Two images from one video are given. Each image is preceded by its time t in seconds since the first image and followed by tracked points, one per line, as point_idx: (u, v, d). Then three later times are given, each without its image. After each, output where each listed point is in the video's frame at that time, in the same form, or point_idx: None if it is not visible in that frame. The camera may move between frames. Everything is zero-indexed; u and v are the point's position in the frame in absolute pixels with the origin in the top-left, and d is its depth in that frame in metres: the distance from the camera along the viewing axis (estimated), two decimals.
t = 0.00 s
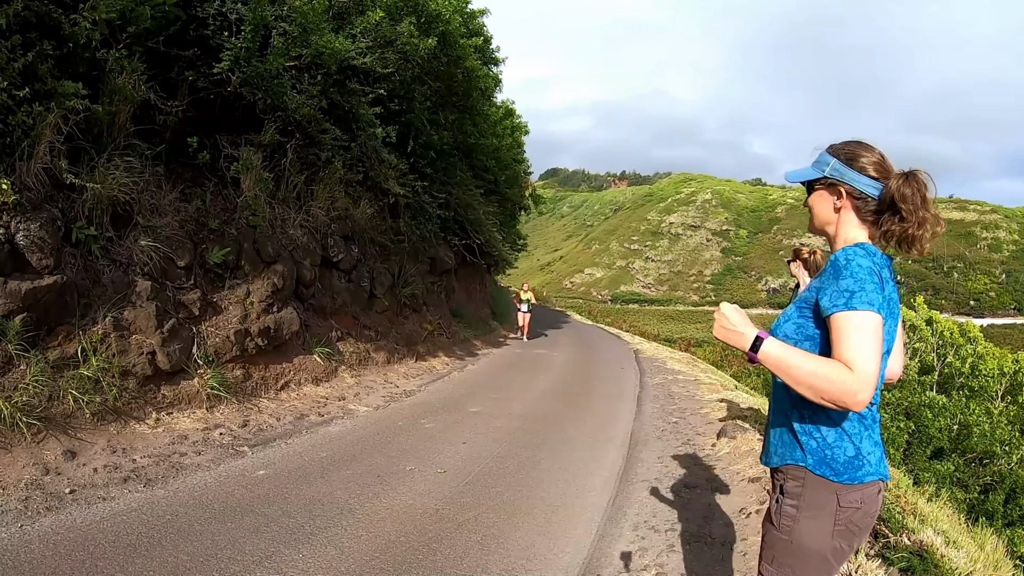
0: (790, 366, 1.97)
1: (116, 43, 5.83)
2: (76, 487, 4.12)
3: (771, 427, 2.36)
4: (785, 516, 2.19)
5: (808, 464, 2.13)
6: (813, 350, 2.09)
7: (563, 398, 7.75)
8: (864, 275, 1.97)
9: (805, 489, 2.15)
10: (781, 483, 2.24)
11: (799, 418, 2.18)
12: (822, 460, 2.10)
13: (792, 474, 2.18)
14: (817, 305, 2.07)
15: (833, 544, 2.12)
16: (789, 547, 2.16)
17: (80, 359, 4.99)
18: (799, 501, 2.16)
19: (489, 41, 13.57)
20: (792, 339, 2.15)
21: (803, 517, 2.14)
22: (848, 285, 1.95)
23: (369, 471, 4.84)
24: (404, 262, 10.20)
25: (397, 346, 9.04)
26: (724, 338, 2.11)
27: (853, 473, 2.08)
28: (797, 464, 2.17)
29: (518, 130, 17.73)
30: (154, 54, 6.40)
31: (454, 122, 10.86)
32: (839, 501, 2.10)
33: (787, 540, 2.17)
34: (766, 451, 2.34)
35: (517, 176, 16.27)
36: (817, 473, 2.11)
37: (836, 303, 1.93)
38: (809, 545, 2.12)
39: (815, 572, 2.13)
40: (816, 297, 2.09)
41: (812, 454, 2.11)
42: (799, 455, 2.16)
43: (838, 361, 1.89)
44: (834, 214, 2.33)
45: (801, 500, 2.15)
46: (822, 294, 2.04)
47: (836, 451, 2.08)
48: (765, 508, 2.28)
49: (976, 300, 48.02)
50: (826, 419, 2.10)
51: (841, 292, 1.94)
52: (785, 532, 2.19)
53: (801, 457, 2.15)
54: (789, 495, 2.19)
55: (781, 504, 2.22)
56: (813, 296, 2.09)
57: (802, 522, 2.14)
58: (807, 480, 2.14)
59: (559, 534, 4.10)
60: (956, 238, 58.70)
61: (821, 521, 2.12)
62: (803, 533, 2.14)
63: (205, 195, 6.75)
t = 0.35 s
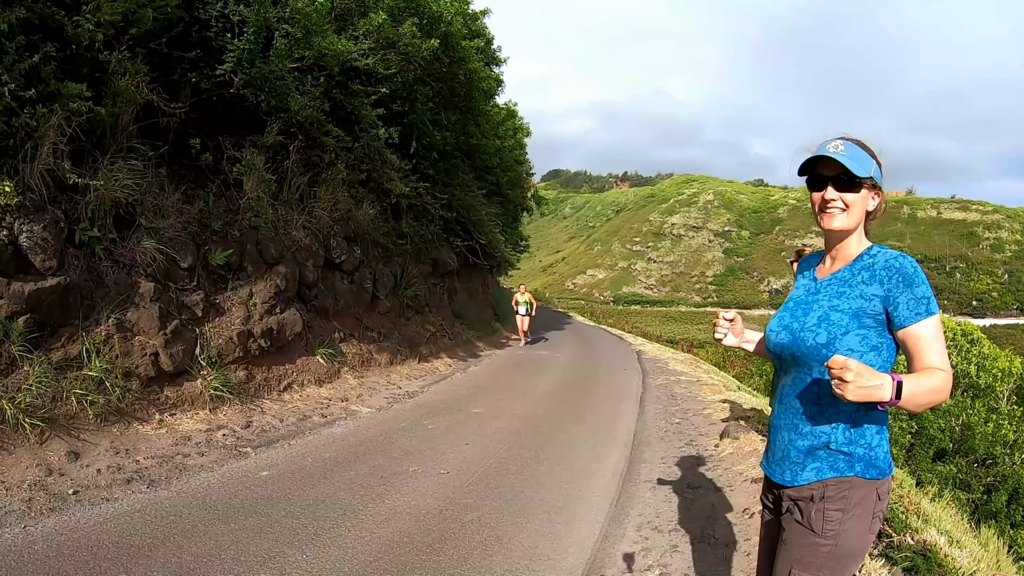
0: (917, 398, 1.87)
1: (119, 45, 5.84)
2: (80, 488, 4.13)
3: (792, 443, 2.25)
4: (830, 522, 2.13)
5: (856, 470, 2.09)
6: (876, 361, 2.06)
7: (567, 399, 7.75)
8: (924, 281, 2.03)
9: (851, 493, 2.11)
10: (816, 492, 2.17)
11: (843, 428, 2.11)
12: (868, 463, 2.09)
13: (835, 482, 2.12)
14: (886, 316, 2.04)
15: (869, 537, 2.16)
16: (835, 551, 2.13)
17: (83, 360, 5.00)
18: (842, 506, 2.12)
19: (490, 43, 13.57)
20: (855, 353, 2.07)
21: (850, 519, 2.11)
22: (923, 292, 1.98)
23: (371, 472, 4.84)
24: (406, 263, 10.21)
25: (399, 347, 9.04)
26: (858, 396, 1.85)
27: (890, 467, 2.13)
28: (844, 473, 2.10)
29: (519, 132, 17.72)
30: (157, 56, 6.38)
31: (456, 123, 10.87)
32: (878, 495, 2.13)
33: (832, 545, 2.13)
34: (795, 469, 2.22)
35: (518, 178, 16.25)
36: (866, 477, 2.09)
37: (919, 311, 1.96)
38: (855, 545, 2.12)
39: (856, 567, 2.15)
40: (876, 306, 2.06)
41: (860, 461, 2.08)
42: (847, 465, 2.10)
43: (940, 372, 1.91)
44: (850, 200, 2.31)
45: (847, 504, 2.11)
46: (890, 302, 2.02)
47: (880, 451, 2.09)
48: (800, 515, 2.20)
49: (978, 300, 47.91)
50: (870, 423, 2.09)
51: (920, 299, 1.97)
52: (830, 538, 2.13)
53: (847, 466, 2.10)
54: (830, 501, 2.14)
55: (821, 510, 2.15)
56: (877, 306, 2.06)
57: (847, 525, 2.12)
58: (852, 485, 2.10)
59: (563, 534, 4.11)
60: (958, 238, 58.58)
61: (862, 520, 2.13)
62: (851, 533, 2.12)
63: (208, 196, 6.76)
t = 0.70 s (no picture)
0: (882, 391, 1.83)
1: (124, 46, 5.86)
2: (85, 488, 4.15)
3: (786, 440, 2.25)
4: (819, 522, 2.11)
5: (845, 471, 2.07)
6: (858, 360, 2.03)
7: (571, 400, 7.73)
8: (908, 275, 1.95)
9: (841, 495, 2.09)
10: (806, 491, 2.16)
11: (831, 427, 2.10)
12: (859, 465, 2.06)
13: (824, 482, 2.11)
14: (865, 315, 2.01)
15: (864, 540, 2.12)
16: (825, 553, 2.11)
17: (89, 361, 5.02)
18: (834, 507, 2.10)
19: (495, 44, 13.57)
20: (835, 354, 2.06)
21: (840, 520, 2.09)
22: (899, 288, 1.91)
23: (377, 473, 4.85)
24: (411, 265, 10.21)
25: (404, 348, 9.04)
26: (808, 381, 1.89)
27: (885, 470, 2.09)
28: (834, 474, 2.09)
29: (524, 133, 17.70)
30: (162, 58, 6.41)
31: (461, 124, 10.87)
32: (871, 498, 2.09)
33: (822, 546, 2.12)
34: (786, 467, 2.22)
35: (523, 179, 16.24)
36: (856, 479, 2.06)
37: (893, 308, 1.90)
38: (845, 548, 2.09)
39: (848, 570, 2.13)
40: (854, 305, 2.03)
41: (849, 462, 2.06)
42: (836, 465, 2.08)
43: (922, 369, 1.83)
44: (826, 199, 2.35)
45: (838, 505, 2.09)
46: (865, 299, 1.98)
47: (872, 453, 2.05)
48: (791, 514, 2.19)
49: (983, 301, 47.73)
50: (860, 425, 2.06)
51: (896, 294, 1.90)
52: (821, 538, 2.12)
53: (836, 467, 2.08)
54: (821, 501, 2.12)
55: (811, 510, 2.14)
56: (854, 304, 2.03)
57: (838, 527, 2.09)
58: (843, 486, 2.08)
59: (567, 535, 4.10)
60: (963, 239, 58.39)
61: (854, 522, 2.09)
62: (841, 536, 2.09)
63: (213, 198, 6.78)
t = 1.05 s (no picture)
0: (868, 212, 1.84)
1: (130, 50, 5.88)
2: (90, 490, 4.16)
3: (777, 438, 2.38)
4: (793, 522, 2.22)
5: (820, 470, 2.17)
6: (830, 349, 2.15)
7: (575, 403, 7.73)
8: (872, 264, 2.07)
9: (814, 497, 2.19)
10: (787, 489, 2.28)
11: (809, 425, 2.21)
12: (834, 466, 2.15)
13: (801, 482, 2.22)
14: (830, 293, 2.16)
15: (839, 550, 2.18)
16: (797, 553, 2.20)
17: (94, 363, 5.04)
18: (807, 509, 2.21)
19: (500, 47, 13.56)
20: (809, 339, 2.24)
21: (811, 523, 2.19)
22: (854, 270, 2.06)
23: (381, 476, 4.84)
24: (415, 267, 10.21)
25: (408, 350, 9.05)
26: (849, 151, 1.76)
27: (863, 479, 2.14)
28: (809, 470, 2.20)
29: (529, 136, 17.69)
30: (167, 61, 6.43)
31: (465, 127, 10.87)
32: (847, 507, 2.16)
33: (795, 546, 2.21)
34: (774, 458, 2.36)
35: (527, 182, 16.22)
36: (830, 480, 2.16)
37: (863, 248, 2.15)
38: (816, 551, 2.17)
39: None
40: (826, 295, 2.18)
41: (824, 459, 2.16)
42: (811, 461, 2.19)
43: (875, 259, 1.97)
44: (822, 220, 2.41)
45: (810, 507, 2.20)
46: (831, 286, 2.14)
47: (847, 457, 2.13)
48: (771, 513, 2.31)
49: (988, 303, 47.53)
50: (837, 425, 2.15)
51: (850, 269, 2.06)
52: (793, 538, 2.22)
53: (813, 462, 2.19)
54: (797, 503, 2.23)
55: (788, 510, 2.25)
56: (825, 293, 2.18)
57: (810, 529, 2.19)
58: (815, 490, 2.18)
59: (570, 539, 4.10)
60: (967, 241, 58.20)
61: (827, 528, 2.17)
62: (811, 538, 2.18)
63: (218, 201, 6.80)
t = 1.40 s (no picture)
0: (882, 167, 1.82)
1: (139, 52, 5.91)
2: (98, 490, 4.20)
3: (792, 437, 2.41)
4: (804, 523, 2.27)
5: (834, 466, 2.19)
6: (849, 345, 2.16)
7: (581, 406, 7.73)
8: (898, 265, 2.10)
9: (826, 498, 2.23)
10: (800, 490, 2.31)
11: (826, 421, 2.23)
12: (848, 463, 2.16)
13: (813, 482, 2.25)
14: (852, 289, 2.15)
15: (850, 551, 2.19)
16: (809, 554, 2.24)
17: (102, 363, 5.07)
18: (819, 510, 2.24)
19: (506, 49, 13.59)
20: (828, 334, 2.24)
21: (823, 524, 2.22)
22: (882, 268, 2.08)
23: (388, 477, 4.86)
24: (421, 269, 10.22)
25: (414, 352, 9.06)
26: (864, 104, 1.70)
27: (876, 478, 2.14)
28: (822, 467, 2.23)
29: (535, 138, 17.71)
30: (176, 63, 6.46)
31: (472, 129, 10.89)
32: (859, 509, 2.17)
33: (807, 547, 2.25)
34: (789, 454, 2.38)
35: (533, 184, 16.23)
36: (843, 477, 2.17)
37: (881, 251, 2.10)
38: (827, 552, 2.20)
39: None
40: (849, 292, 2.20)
41: (839, 455, 2.18)
42: (826, 456, 2.21)
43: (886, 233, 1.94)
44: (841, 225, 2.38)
45: (821, 508, 2.23)
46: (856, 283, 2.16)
47: (860, 454, 2.15)
48: (785, 514, 2.35)
49: (994, 306, 47.32)
50: (853, 423, 2.17)
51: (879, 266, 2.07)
52: (805, 539, 2.26)
53: (828, 457, 2.21)
54: (809, 504, 2.27)
55: (800, 511, 2.29)
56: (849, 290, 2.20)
57: (821, 530, 2.22)
58: (826, 492, 2.21)
59: (577, 541, 4.12)
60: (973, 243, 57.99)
61: (839, 530, 2.20)
62: (822, 539, 2.21)
63: (226, 202, 6.82)
